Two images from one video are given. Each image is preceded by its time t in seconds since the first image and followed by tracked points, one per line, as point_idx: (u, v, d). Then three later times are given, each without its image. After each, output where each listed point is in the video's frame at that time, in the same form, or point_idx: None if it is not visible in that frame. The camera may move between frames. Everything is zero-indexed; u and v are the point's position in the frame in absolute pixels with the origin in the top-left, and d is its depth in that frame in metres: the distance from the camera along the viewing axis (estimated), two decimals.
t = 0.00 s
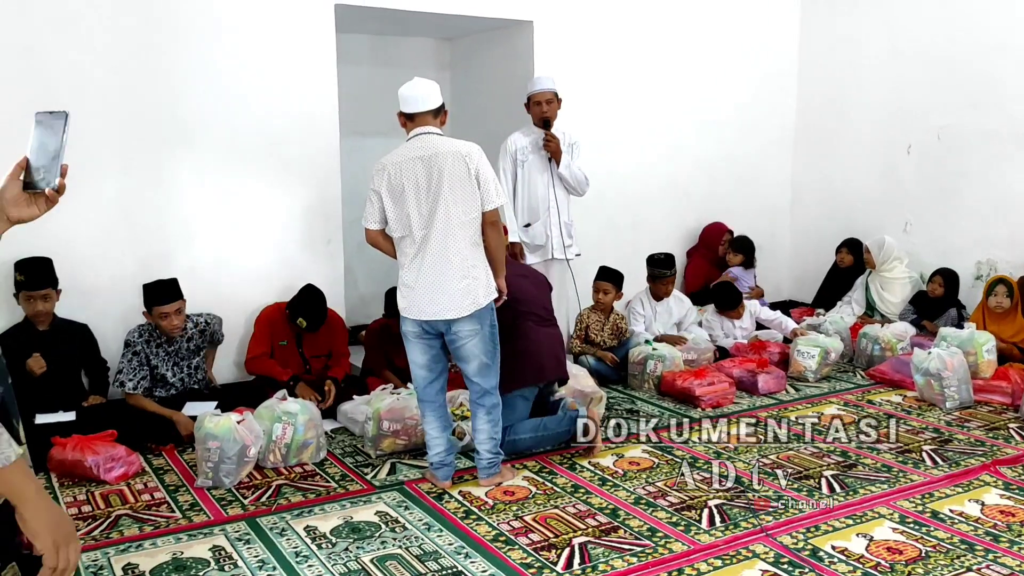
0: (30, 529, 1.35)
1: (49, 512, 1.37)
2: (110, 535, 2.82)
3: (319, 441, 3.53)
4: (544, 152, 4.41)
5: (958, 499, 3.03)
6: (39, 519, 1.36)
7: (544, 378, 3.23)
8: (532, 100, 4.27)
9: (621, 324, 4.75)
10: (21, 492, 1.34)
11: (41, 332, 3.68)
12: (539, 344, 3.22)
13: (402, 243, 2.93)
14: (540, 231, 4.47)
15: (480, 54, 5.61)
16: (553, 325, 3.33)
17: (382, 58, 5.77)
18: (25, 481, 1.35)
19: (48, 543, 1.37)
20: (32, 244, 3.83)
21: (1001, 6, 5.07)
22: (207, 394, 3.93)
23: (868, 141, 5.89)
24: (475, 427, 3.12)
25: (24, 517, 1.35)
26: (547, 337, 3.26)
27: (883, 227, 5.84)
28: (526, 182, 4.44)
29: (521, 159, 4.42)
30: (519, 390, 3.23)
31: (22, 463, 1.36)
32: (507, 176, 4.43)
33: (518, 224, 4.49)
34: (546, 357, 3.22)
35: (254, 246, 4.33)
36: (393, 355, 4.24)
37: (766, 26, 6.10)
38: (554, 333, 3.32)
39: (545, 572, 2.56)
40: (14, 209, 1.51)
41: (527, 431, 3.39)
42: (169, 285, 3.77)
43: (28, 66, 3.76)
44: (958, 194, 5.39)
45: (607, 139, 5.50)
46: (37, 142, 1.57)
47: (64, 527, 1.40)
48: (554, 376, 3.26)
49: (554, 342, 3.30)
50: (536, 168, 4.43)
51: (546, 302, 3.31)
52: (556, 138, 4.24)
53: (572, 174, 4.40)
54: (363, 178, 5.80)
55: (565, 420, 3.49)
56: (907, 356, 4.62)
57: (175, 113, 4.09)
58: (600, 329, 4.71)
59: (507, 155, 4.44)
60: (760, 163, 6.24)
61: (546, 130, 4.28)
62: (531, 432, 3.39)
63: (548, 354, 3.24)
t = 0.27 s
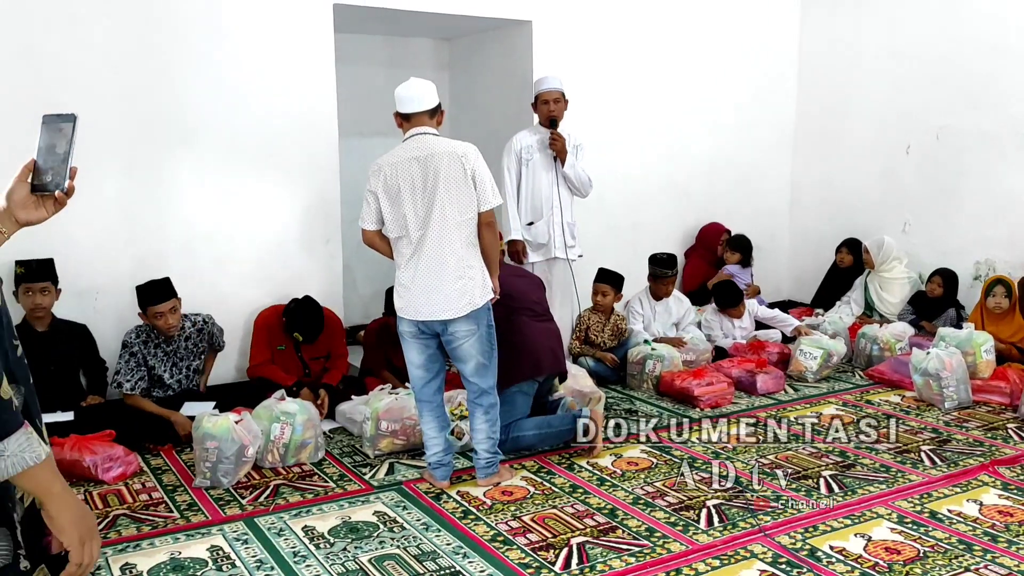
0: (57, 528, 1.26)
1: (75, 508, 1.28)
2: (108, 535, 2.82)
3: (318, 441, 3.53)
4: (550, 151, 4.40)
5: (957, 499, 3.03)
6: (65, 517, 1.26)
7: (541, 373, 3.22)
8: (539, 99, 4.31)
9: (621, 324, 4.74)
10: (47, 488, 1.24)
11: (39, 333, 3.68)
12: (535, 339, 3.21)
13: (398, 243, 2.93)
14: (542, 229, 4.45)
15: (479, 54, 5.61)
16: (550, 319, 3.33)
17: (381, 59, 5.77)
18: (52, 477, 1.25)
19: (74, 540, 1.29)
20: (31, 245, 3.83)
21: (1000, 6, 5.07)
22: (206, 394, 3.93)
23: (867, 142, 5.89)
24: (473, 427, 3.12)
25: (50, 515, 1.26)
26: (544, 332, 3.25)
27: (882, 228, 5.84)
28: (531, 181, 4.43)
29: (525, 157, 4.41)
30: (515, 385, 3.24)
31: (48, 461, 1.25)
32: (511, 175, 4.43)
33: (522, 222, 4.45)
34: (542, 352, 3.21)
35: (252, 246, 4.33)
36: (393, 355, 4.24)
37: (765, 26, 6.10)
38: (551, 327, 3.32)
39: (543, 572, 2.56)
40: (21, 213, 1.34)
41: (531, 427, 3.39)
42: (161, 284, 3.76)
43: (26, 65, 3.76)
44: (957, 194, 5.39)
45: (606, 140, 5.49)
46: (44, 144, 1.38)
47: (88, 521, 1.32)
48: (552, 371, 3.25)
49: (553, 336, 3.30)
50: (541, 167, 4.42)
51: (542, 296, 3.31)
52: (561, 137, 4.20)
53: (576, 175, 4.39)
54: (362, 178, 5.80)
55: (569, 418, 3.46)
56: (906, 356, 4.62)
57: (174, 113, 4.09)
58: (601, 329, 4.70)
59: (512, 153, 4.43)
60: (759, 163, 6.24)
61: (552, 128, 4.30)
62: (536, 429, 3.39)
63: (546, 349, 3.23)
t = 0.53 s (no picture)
0: (59, 543, 1.16)
1: (78, 521, 1.18)
2: (105, 535, 2.82)
3: (316, 441, 3.53)
4: (550, 151, 4.39)
5: (954, 499, 3.03)
6: (68, 530, 1.16)
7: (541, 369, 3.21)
8: (539, 99, 4.28)
9: (620, 324, 4.75)
10: (49, 501, 1.14)
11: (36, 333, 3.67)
12: (532, 336, 3.20)
13: (395, 243, 2.93)
14: (541, 228, 4.44)
15: (477, 53, 5.61)
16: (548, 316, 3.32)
17: (379, 58, 5.76)
18: (56, 489, 1.15)
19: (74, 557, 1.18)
20: (28, 245, 3.83)
21: (999, 6, 5.07)
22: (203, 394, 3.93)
23: (865, 141, 5.89)
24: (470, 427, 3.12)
25: (51, 528, 1.15)
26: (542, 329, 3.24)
27: (881, 227, 5.84)
28: (530, 181, 4.43)
29: (525, 156, 4.41)
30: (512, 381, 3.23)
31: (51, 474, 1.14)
32: (510, 174, 4.43)
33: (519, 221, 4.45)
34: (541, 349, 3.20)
35: (250, 246, 4.33)
36: (391, 355, 4.25)
37: (764, 26, 6.10)
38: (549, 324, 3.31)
39: (541, 572, 2.56)
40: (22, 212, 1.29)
41: (528, 426, 3.38)
42: (160, 284, 3.75)
43: (23, 65, 3.75)
44: (955, 194, 5.40)
45: (604, 140, 5.49)
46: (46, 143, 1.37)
47: (89, 537, 1.22)
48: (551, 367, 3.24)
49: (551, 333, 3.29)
50: (540, 166, 4.41)
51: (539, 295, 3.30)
52: (561, 135, 4.16)
53: (576, 175, 4.38)
54: (360, 177, 5.80)
55: (567, 417, 3.43)
56: (903, 356, 4.62)
57: (172, 114, 4.09)
58: (599, 330, 4.69)
59: (512, 153, 4.43)
60: (758, 163, 6.24)
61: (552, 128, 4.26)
62: (532, 429, 3.38)
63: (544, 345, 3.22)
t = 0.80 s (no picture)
0: (65, 539, 1.13)
1: (83, 518, 1.15)
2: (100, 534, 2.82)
3: (311, 440, 3.53)
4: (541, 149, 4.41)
5: (949, 497, 3.04)
6: (74, 526, 1.13)
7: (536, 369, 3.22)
8: (530, 98, 4.30)
9: (615, 322, 4.72)
10: (55, 498, 1.11)
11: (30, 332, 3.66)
12: (527, 335, 3.20)
13: (389, 241, 2.93)
14: (535, 227, 4.43)
15: (473, 52, 5.60)
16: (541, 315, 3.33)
17: (375, 57, 5.76)
18: (61, 485, 1.12)
19: (79, 554, 1.15)
20: (23, 244, 3.82)
21: (995, 6, 5.07)
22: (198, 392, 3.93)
23: (861, 140, 5.90)
24: (465, 426, 3.12)
25: (57, 524, 1.12)
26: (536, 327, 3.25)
27: (876, 227, 5.84)
28: (522, 180, 4.43)
29: (517, 155, 4.42)
30: (509, 381, 3.23)
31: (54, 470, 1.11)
32: (502, 173, 4.43)
33: (513, 220, 4.43)
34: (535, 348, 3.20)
35: (245, 245, 4.33)
36: (386, 354, 4.25)
37: (759, 25, 6.10)
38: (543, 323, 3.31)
39: (536, 570, 2.56)
40: (18, 210, 1.27)
41: (523, 427, 3.37)
42: (157, 283, 3.77)
43: (18, 64, 3.75)
44: (950, 194, 5.40)
45: (600, 139, 5.50)
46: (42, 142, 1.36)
47: (96, 533, 1.19)
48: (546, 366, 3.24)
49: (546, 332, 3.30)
50: (531, 166, 4.43)
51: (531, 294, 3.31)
52: (552, 135, 4.21)
53: (567, 173, 4.42)
54: (355, 176, 5.79)
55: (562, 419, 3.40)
56: (898, 355, 4.62)
57: (167, 113, 4.08)
58: (594, 330, 4.67)
59: (504, 152, 4.43)
60: (753, 163, 6.25)
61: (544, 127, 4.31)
62: (527, 431, 3.37)
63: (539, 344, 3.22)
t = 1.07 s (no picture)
0: (42, 526, 1.16)
1: (60, 505, 1.18)
2: (93, 533, 2.81)
3: (305, 438, 3.52)
4: (528, 147, 4.38)
5: (942, 496, 3.04)
6: (51, 514, 1.16)
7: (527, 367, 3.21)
8: (515, 95, 4.29)
9: (608, 321, 4.72)
10: (32, 485, 1.14)
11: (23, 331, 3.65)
12: (522, 336, 3.20)
13: (383, 240, 2.93)
14: (523, 227, 4.42)
15: (467, 51, 5.60)
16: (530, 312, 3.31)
17: (370, 56, 5.76)
18: (37, 474, 1.15)
19: (56, 540, 1.18)
20: (16, 243, 3.81)
21: (989, 5, 5.08)
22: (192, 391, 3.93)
23: (856, 139, 5.90)
24: (459, 424, 3.12)
25: (34, 512, 1.15)
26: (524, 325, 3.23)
27: (871, 226, 5.85)
28: (509, 178, 4.41)
29: (503, 154, 4.38)
30: (501, 379, 3.22)
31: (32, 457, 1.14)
32: (488, 172, 4.40)
33: (500, 220, 4.43)
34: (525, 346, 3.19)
35: (239, 244, 4.32)
36: (380, 352, 4.26)
37: (755, 24, 6.10)
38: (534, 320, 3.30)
39: (529, 569, 2.56)
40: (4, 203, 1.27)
41: (516, 428, 3.38)
42: (153, 281, 3.76)
43: (10, 62, 3.74)
44: (945, 193, 5.41)
45: (595, 138, 5.50)
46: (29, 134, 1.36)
47: (73, 520, 1.21)
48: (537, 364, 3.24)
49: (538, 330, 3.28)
50: (518, 163, 4.40)
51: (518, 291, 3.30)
52: (537, 132, 4.22)
53: (555, 171, 4.39)
54: (350, 175, 5.79)
55: (555, 418, 3.44)
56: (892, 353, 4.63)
57: (160, 111, 4.07)
58: (588, 329, 4.67)
59: (489, 151, 4.40)
60: (748, 162, 6.25)
61: (529, 124, 4.31)
62: (520, 430, 3.38)
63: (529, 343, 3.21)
